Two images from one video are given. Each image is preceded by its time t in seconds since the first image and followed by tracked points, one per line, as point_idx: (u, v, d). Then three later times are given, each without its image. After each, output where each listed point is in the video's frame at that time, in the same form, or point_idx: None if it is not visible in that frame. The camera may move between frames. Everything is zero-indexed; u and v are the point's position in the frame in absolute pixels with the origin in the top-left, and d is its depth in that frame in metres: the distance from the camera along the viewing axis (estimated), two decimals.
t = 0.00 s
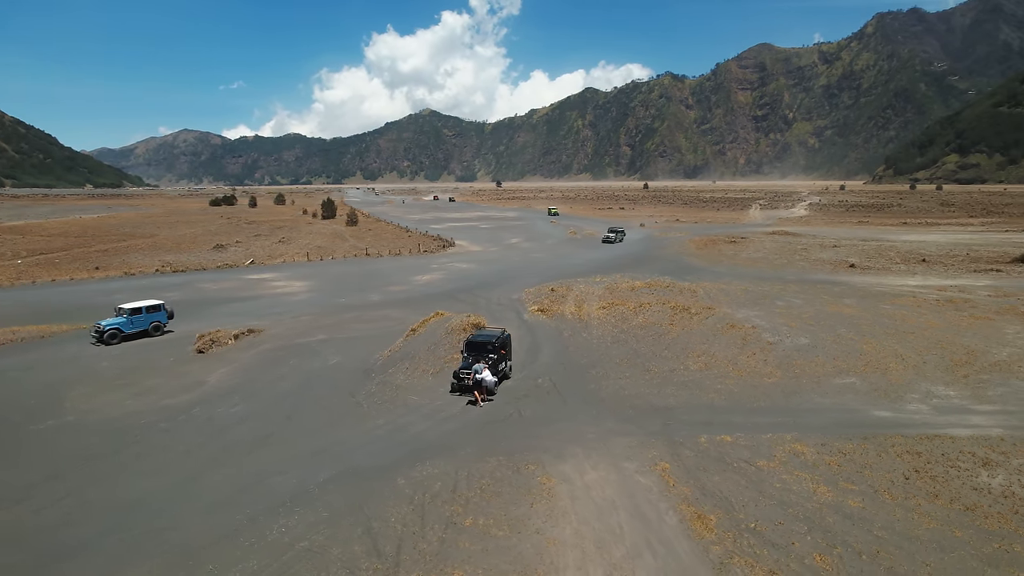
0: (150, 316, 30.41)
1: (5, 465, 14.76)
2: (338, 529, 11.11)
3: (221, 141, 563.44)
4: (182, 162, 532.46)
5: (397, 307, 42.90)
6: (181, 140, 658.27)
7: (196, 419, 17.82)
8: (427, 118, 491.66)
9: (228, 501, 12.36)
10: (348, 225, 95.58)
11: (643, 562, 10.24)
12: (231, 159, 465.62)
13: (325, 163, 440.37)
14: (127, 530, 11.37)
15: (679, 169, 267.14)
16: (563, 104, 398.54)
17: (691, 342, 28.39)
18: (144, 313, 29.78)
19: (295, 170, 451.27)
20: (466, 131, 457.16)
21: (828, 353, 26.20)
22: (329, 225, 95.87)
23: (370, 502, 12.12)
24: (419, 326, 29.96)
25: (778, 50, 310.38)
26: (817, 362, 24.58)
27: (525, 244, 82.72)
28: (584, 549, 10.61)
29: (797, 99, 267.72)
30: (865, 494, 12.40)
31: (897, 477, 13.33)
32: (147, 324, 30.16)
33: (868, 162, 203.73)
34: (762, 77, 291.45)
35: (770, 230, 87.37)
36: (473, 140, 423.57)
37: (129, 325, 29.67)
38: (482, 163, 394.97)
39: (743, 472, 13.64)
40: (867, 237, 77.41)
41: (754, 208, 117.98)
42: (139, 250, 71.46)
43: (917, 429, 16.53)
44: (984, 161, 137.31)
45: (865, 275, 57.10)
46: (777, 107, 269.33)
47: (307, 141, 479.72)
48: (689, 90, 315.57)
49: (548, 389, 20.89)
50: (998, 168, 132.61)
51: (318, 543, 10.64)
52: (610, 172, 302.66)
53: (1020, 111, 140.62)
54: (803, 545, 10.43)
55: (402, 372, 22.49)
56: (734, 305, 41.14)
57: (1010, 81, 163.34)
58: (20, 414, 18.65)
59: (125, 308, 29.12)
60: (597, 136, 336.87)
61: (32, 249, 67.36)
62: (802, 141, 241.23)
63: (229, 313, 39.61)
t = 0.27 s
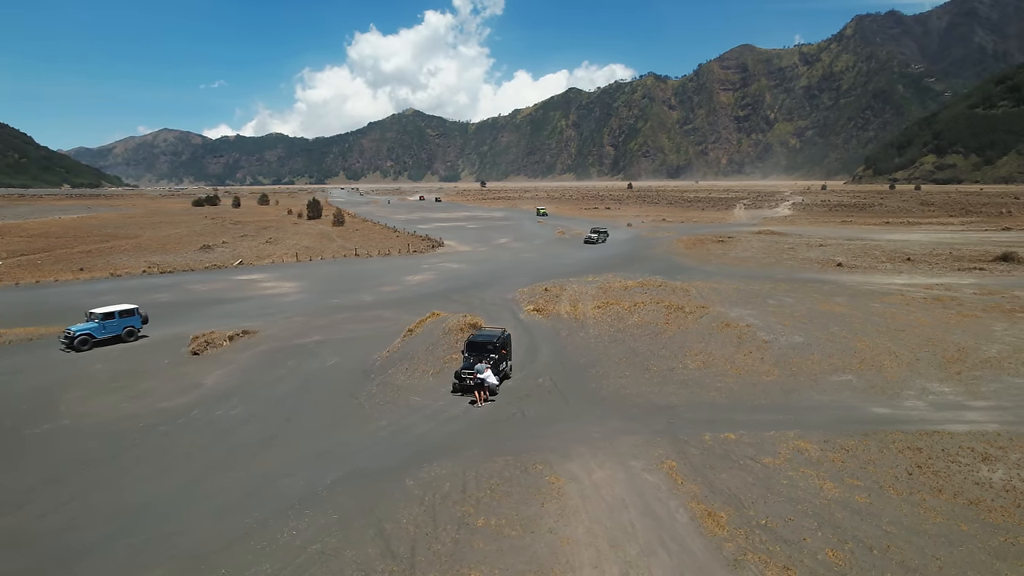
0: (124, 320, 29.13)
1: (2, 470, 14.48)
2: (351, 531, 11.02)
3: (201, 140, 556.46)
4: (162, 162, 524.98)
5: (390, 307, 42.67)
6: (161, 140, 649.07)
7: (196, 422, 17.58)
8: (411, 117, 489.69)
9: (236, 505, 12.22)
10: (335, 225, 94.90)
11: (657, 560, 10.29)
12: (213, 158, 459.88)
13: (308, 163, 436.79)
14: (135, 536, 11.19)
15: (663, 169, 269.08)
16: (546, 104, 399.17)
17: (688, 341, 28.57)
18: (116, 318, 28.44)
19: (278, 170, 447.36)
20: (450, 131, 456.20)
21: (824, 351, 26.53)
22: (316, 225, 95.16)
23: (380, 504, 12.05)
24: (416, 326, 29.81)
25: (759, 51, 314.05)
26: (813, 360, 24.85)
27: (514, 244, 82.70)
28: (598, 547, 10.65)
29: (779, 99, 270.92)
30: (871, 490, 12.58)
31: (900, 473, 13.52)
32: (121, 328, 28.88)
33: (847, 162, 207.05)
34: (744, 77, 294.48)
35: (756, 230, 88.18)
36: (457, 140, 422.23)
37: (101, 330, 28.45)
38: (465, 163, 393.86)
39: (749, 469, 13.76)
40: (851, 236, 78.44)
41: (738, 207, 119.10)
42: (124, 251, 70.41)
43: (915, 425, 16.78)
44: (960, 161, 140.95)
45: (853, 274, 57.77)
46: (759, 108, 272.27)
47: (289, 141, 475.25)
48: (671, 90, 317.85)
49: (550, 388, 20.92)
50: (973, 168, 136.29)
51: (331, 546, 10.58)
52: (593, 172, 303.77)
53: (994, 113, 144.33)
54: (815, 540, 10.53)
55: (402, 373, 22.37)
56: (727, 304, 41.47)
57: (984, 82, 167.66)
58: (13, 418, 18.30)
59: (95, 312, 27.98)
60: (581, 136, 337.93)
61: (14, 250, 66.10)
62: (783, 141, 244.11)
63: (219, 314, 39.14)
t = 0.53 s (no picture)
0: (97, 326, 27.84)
1: None
2: (363, 534, 10.95)
3: (180, 140, 548.94)
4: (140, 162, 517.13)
5: (384, 308, 42.44)
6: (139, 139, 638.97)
7: (195, 425, 17.36)
8: (394, 116, 487.36)
9: (243, 509, 12.08)
10: (320, 225, 94.12)
11: (672, 558, 10.33)
12: (192, 158, 453.64)
13: (290, 162, 432.88)
14: (142, 543, 11.01)
15: (646, 169, 270.66)
16: (529, 104, 399.72)
17: (685, 340, 28.76)
18: (88, 324, 27.12)
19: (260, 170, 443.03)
20: (433, 131, 455.12)
21: (819, 349, 26.86)
22: (301, 225, 94.34)
23: (391, 506, 11.97)
24: (413, 327, 29.67)
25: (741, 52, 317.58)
26: (809, 359, 25.13)
27: (502, 244, 82.70)
28: (611, 547, 10.67)
29: (760, 100, 273.95)
30: (876, 486, 12.72)
31: (903, 469, 13.69)
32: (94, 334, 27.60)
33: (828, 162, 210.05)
34: (726, 78, 297.36)
35: (743, 229, 88.96)
36: (440, 140, 421.22)
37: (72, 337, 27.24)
38: (449, 163, 392.39)
39: (755, 467, 13.87)
40: (836, 235, 79.52)
41: (723, 207, 120.22)
42: (108, 251, 69.27)
43: (914, 422, 17.01)
44: (937, 161, 145.06)
45: (841, 273, 58.49)
46: (741, 108, 275.12)
47: (271, 141, 470.57)
48: (654, 90, 319.87)
49: (551, 388, 20.91)
50: (949, 168, 140.33)
51: (344, 549, 10.48)
52: (576, 172, 304.57)
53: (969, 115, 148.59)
54: (826, 537, 10.62)
55: (402, 374, 22.24)
56: (720, 303, 41.83)
57: (959, 86, 173.32)
58: (6, 422, 17.94)
59: (64, 317, 26.85)
60: (564, 136, 338.84)
61: None
62: (765, 141, 246.83)
63: (210, 315, 38.64)
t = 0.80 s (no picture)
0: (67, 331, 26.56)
1: None
2: (375, 537, 10.86)
3: (160, 139, 540.41)
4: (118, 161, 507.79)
5: (378, 308, 42.17)
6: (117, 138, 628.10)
7: (195, 427, 17.13)
8: (378, 115, 484.84)
9: (251, 513, 11.95)
10: (307, 225, 93.32)
11: (686, 557, 10.35)
12: (172, 157, 447.35)
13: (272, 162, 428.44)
14: (150, 549, 10.86)
15: (629, 168, 271.62)
16: (513, 103, 399.83)
17: (682, 339, 28.97)
18: (57, 329, 25.92)
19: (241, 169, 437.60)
20: (417, 130, 453.36)
21: (814, 347, 27.19)
22: (287, 225, 93.47)
23: (401, 508, 11.90)
24: (410, 328, 29.51)
25: (722, 52, 320.54)
26: (805, 357, 25.42)
27: (491, 243, 82.68)
28: (625, 546, 10.68)
29: (742, 100, 276.38)
30: (881, 483, 12.86)
31: (906, 465, 13.86)
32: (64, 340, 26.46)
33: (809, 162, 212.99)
34: (708, 78, 299.66)
35: (729, 228, 89.65)
36: (423, 139, 419.71)
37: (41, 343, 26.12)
38: (432, 163, 390.99)
39: (761, 464, 13.98)
40: (821, 234, 80.55)
41: (707, 206, 121.15)
42: (91, 252, 68.05)
43: (913, 419, 17.25)
44: (915, 162, 149.52)
45: (829, 271, 59.22)
46: (723, 108, 277.54)
47: (252, 140, 465.47)
48: (637, 91, 321.45)
49: (552, 388, 20.89)
50: (927, 168, 144.67)
51: (357, 553, 10.38)
52: (560, 171, 304.78)
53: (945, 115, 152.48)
54: (838, 534, 10.70)
55: (402, 375, 22.09)
56: (713, 302, 42.16)
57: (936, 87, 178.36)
58: None
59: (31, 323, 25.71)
60: (548, 136, 339.08)
61: None
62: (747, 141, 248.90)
63: (200, 317, 38.11)
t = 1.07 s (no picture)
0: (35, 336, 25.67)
1: None
2: (388, 540, 10.77)
3: (138, 138, 531.82)
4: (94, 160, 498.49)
5: (371, 308, 41.90)
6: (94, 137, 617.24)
7: (195, 431, 16.88)
8: (361, 114, 481.70)
9: (260, 517, 11.80)
10: (293, 225, 92.47)
11: (700, 555, 10.39)
12: (151, 156, 440.40)
13: (254, 161, 423.76)
14: (159, 555, 10.69)
15: (612, 168, 272.68)
16: (497, 103, 399.67)
17: (678, 338, 29.14)
18: (24, 335, 25.05)
19: (222, 168, 432.11)
20: (400, 130, 451.69)
21: (809, 345, 27.49)
22: (273, 225, 92.50)
23: (412, 510, 11.81)
24: (407, 328, 29.36)
25: (705, 52, 323.19)
26: (801, 355, 25.70)
27: (480, 243, 82.61)
28: (639, 546, 10.69)
29: (725, 100, 278.99)
30: (886, 479, 13.02)
31: (908, 462, 14.05)
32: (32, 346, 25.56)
33: (791, 162, 215.59)
34: (691, 78, 302.19)
35: (716, 227, 90.40)
36: (407, 139, 418.31)
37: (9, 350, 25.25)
38: (416, 163, 389.17)
39: (767, 462, 14.07)
40: (807, 233, 81.45)
41: (692, 205, 122.05)
42: (73, 253, 66.79)
43: (911, 415, 17.51)
44: (895, 161, 152.64)
45: (817, 270, 59.90)
46: (705, 108, 280.02)
47: (233, 139, 459.78)
48: (620, 90, 323.08)
49: (554, 387, 20.89)
50: (906, 168, 148.11)
51: (370, 556, 10.29)
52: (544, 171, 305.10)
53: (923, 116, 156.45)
54: (849, 531, 10.80)
55: (402, 376, 21.95)
56: (706, 301, 42.45)
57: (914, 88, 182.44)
58: None
59: None
60: (532, 135, 339.35)
61: None
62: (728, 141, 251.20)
63: (190, 318, 37.54)
